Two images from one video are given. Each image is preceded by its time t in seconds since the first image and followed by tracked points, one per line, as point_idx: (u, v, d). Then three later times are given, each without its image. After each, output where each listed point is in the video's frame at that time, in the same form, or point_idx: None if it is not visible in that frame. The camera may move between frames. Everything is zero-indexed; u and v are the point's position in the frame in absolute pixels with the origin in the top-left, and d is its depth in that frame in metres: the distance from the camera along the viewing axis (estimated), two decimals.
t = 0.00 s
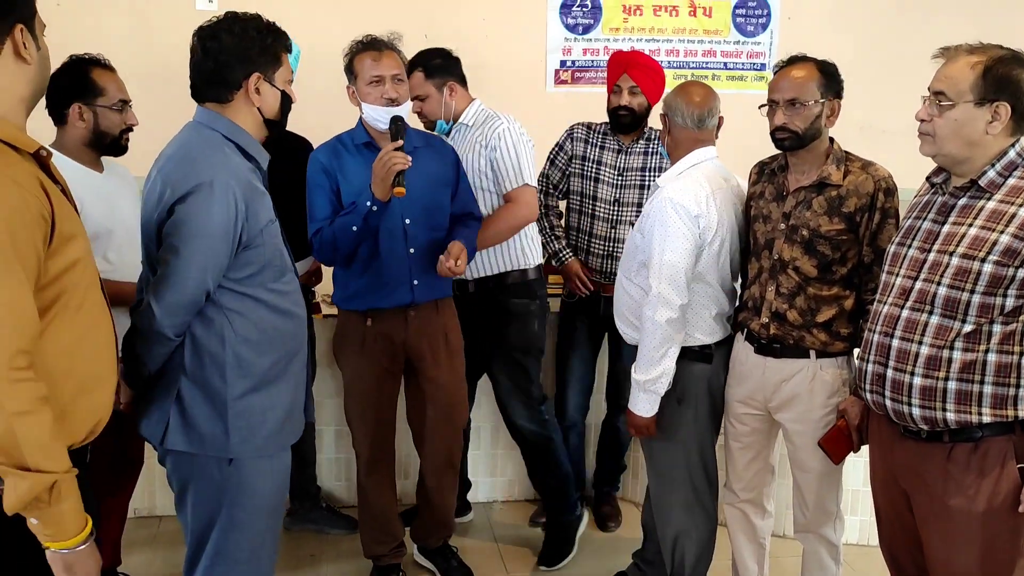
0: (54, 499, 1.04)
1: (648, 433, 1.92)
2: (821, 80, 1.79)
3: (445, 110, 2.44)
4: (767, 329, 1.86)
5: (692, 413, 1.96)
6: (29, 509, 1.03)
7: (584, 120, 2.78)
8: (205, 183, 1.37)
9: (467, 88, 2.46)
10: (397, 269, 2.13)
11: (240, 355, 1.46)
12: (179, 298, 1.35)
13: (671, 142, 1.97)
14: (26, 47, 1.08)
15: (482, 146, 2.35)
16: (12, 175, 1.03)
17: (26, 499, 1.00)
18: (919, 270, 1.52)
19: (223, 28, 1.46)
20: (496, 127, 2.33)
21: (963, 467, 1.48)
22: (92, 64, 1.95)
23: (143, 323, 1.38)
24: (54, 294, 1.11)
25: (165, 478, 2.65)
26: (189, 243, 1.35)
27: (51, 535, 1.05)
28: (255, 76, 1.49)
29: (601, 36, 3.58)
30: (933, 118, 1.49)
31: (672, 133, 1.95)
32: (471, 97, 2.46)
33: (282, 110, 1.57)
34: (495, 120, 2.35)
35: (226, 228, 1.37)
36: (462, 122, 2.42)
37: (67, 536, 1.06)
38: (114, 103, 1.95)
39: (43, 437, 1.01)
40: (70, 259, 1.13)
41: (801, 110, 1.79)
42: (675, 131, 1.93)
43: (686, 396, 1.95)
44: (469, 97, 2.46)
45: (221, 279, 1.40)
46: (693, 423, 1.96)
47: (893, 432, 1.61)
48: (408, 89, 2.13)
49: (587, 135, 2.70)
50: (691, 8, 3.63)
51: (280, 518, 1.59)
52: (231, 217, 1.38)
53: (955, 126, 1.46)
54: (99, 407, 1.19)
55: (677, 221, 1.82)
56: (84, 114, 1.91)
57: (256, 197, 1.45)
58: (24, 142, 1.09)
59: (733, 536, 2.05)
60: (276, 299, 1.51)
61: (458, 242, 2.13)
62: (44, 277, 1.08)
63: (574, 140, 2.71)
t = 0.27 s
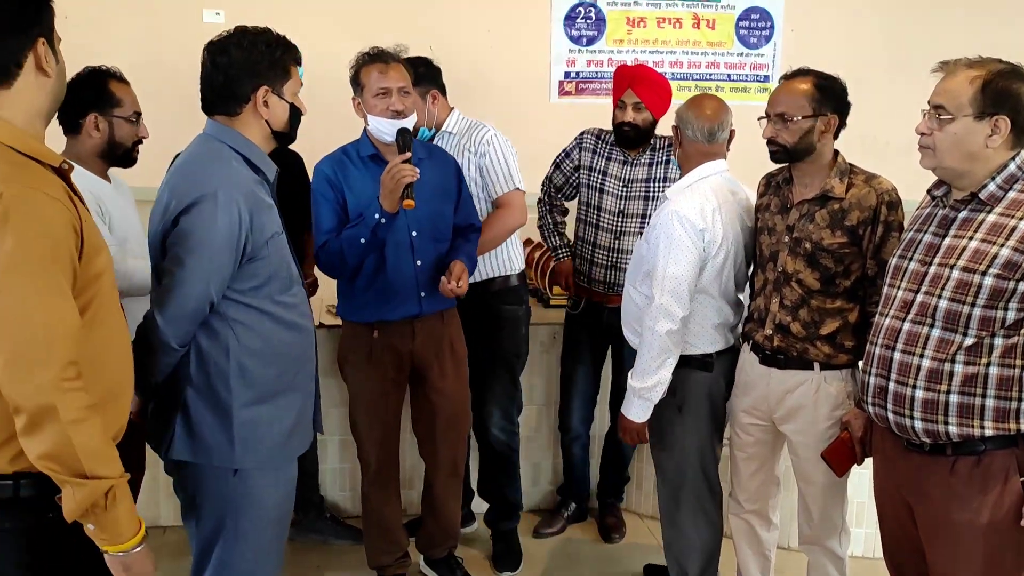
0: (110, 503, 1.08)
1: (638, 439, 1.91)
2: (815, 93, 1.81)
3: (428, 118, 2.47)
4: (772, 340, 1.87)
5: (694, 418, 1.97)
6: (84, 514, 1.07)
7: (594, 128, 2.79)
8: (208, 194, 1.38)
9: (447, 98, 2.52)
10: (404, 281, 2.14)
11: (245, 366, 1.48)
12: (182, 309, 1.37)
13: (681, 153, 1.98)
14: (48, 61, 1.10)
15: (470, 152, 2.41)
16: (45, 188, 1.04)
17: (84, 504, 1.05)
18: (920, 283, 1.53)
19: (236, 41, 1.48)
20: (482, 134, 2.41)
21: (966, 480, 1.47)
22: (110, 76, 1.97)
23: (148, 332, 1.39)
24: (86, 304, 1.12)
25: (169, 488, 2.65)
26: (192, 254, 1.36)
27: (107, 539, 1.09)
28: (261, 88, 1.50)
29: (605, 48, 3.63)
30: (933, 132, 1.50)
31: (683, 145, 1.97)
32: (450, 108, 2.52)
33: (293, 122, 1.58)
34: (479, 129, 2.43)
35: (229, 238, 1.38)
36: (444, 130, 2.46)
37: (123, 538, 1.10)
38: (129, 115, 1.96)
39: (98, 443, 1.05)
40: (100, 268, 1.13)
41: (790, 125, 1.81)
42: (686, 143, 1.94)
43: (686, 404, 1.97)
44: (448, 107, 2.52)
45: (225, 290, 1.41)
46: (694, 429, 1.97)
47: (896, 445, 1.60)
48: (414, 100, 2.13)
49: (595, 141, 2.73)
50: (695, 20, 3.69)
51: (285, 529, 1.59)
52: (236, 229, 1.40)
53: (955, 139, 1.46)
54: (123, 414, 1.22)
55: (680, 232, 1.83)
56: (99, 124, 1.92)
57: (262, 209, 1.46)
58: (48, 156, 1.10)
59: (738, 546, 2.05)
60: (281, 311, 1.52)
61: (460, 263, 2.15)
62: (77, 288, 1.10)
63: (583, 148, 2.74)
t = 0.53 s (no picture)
0: (116, 515, 1.09)
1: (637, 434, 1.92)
2: (813, 103, 1.82)
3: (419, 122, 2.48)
4: (773, 347, 1.87)
5: (694, 417, 1.98)
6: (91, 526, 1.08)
7: (595, 138, 2.80)
8: (213, 201, 1.39)
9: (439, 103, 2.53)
10: (410, 288, 2.15)
11: (248, 373, 1.48)
12: (188, 314, 1.38)
13: (698, 160, 2.00)
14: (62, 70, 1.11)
15: (463, 156, 2.44)
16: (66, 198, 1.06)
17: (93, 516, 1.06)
18: (922, 291, 1.53)
19: (243, 48, 1.50)
20: (474, 139, 2.45)
21: (969, 487, 1.47)
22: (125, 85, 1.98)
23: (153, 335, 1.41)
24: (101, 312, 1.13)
25: (172, 495, 2.66)
26: (197, 259, 1.37)
27: (113, 551, 1.10)
28: (266, 96, 1.51)
29: (608, 55, 3.64)
30: (933, 140, 1.50)
31: (700, 152, 1.99)
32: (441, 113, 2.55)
33: (297, 128, 1.59)
34: (472, 134, 2.46)
35: (233, 245, 1.39)
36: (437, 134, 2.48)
37: (128, 551, 1.10)
38: (142, 122, 1.97)
39: (109, 455, 1.06)
40: (115, 277, 1.15)
41: (791, 131, 1.82)
42: (704, 151, 1.96)
43: (685, 404, 1.98)
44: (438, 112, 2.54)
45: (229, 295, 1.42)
46: (691, 427, 1.98)
47: (898, 452, 1.60)
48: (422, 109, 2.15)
49: (598, 150, 2.75)
50: (697, 27, 3.71)
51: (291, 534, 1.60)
52: (241, 235, 1.41)
53: (955, 147, 1.47)
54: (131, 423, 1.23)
55: (691, 234, 1.84)
56: (114, 130, 1.93)
57: (267, 216, 1.47)
58: (64, 166, 1.11)
59: (740, 552, 2.05)
60: (285, 317, 1.52)
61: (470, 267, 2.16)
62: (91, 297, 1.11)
63: (586, 159, 2.75)
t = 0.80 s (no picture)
0: (114, 532, 1.09)
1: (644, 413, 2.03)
2: (813, 107, 1.83)
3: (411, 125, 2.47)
4: (776, 351, 1.88)
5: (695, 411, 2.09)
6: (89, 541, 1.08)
7: (599, 147, 2.81)
8: (224, 206, 1.40)
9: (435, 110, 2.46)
10: (421, 290, 2.17)
11: (257, 376, 1.49)
12: (199, 319, 1.38)
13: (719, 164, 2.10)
14: (76, 76, 1.12)
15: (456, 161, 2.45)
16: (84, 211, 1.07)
17: (92, 531, 1.06)
18: (924, 296, 1.53)
19: (254, 55, 1.51)
20: (469, 145, 2.45)
21: (970, 492, 1.47)
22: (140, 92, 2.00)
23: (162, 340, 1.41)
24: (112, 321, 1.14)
25: (175, 499, 2.66)
26: (208, 264, 1.38)
27: (108, 567, 1.09)
28: (279, 102, 1.53)
29: (610, 60, 3.66)
30: (936, 145, 1.51)
31: (721, 158, 2.09)
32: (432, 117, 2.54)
33: (301, 134, 1.61)
34: (466, 141, 2.46)
35: (244, 250, 1.40)
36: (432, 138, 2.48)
37: (120, 570, 1.10)
38: (154, 128, 1.98)
39: (112, 472, 1.07)
40: (126, 286, 1.16)
41: (789, 137, 1.84)
42: (725, 157, 2.07)
43: (688, 396, 2.09)
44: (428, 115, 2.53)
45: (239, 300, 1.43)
46: (692, 421, 2.08)
47: (901, 456, 1.60)
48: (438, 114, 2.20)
49: (601, 160, 2.75)
50: (699, 32, 3.72)
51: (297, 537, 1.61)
52: (251, 240, 1.42)
53: (958, 152, 1.48)
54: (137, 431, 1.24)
55: (704, 225, 1.93)
56: (127, 136, 1.94)
57: (275, 220, 1.48)
58: (81, 175, 1.13)
59: (742, 557, 2.05)
60: (292, 320, 1.53)
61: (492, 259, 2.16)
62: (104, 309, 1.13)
63: (590, 169, 2.75)
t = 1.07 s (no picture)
0: (131, 536, 1.11)
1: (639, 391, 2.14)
2: (811, 107, 1.83)
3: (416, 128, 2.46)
4: (777, 351, 1.88)
5: (697, 406, 2.15)
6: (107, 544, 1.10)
7: (594, 149, 2.80)
8: (236, 206, 1.41)
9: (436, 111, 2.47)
10: (433, 289, 2.17)
11: (265, 375, 1.50)
12: (215, 319, 1.38)
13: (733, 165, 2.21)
14: (98, 80, 1.13)
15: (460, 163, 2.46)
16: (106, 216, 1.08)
17: (110, 535, 1.08)
18: (927, 296, 1.53)
19: (263, 59, 1.51)
20: (472, 146, 2.47)
21: (972, 490, 1.46)
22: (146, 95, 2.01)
23: (175, 340, 1.40)
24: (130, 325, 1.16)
25: (178, 498, 2.67)
26: (222, 266, 1.38)
27: (125, 571, 1.11)
28: (287, 104, 1.55)
29: (612, 61, 3.67)
30: (941, 146, 1.51)
31: (735, 160, 2.20)
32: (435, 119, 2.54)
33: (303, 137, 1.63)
34: (466, 142, 2.47)
35: (256, 250, 1.41)
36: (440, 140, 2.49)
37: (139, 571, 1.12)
38: (159, 130, 2.00)
39: (129, 478, 1.08)
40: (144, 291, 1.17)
41: (788, 137, 1.84)
42: (741, 157, 2.17)
43: (694, 390, 2.15)
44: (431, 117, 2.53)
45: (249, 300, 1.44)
46: (695, 415, 2.14)
47: (903, 455, 1.60)
48: (453, 115, 2.19)
49: (597, 163, 2.73)
50: (701, 33, 3.73)
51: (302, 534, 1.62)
52: (261, 240, 1.42)
53: (962, 152, 1.47)
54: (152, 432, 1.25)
55: (712, 215, 2.00)
56: (132, 136, 1.95)
57: (282, 220, 1.49)
58: (103, 179, 1.14)
59: (743, 557, 2.06)
60: (296, 318, 1.55)
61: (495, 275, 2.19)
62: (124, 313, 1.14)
63: (586, 172, 2.73)
